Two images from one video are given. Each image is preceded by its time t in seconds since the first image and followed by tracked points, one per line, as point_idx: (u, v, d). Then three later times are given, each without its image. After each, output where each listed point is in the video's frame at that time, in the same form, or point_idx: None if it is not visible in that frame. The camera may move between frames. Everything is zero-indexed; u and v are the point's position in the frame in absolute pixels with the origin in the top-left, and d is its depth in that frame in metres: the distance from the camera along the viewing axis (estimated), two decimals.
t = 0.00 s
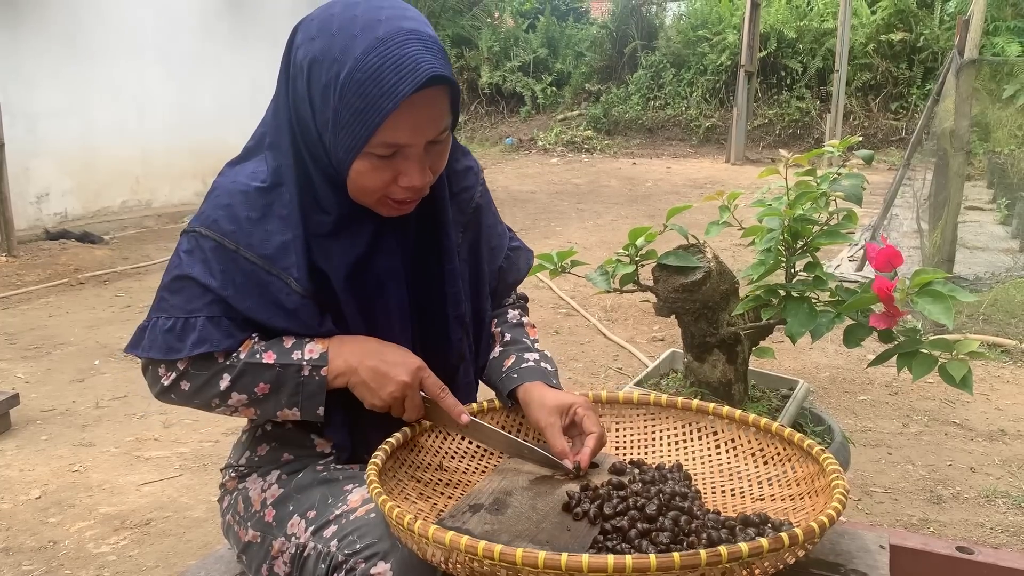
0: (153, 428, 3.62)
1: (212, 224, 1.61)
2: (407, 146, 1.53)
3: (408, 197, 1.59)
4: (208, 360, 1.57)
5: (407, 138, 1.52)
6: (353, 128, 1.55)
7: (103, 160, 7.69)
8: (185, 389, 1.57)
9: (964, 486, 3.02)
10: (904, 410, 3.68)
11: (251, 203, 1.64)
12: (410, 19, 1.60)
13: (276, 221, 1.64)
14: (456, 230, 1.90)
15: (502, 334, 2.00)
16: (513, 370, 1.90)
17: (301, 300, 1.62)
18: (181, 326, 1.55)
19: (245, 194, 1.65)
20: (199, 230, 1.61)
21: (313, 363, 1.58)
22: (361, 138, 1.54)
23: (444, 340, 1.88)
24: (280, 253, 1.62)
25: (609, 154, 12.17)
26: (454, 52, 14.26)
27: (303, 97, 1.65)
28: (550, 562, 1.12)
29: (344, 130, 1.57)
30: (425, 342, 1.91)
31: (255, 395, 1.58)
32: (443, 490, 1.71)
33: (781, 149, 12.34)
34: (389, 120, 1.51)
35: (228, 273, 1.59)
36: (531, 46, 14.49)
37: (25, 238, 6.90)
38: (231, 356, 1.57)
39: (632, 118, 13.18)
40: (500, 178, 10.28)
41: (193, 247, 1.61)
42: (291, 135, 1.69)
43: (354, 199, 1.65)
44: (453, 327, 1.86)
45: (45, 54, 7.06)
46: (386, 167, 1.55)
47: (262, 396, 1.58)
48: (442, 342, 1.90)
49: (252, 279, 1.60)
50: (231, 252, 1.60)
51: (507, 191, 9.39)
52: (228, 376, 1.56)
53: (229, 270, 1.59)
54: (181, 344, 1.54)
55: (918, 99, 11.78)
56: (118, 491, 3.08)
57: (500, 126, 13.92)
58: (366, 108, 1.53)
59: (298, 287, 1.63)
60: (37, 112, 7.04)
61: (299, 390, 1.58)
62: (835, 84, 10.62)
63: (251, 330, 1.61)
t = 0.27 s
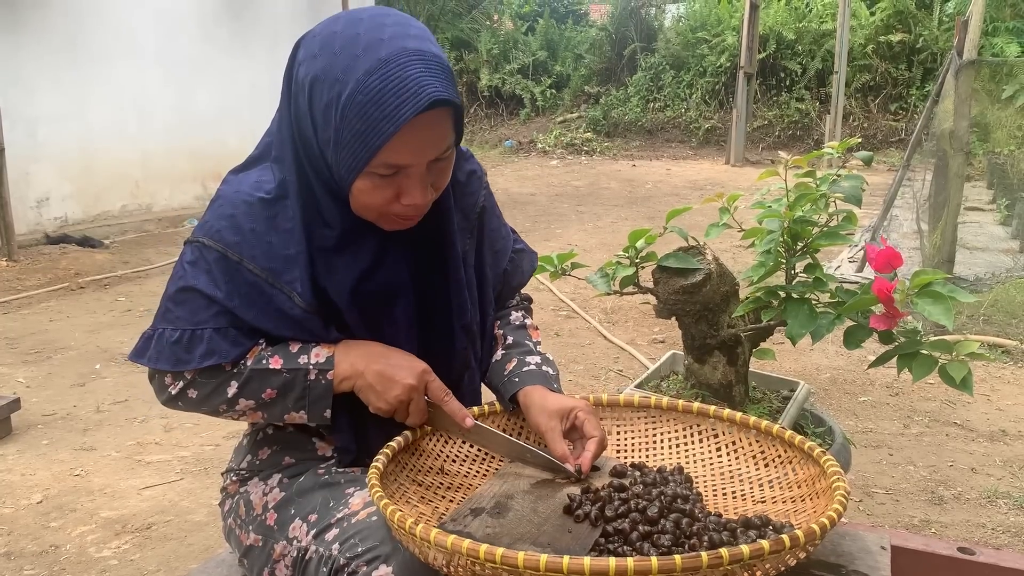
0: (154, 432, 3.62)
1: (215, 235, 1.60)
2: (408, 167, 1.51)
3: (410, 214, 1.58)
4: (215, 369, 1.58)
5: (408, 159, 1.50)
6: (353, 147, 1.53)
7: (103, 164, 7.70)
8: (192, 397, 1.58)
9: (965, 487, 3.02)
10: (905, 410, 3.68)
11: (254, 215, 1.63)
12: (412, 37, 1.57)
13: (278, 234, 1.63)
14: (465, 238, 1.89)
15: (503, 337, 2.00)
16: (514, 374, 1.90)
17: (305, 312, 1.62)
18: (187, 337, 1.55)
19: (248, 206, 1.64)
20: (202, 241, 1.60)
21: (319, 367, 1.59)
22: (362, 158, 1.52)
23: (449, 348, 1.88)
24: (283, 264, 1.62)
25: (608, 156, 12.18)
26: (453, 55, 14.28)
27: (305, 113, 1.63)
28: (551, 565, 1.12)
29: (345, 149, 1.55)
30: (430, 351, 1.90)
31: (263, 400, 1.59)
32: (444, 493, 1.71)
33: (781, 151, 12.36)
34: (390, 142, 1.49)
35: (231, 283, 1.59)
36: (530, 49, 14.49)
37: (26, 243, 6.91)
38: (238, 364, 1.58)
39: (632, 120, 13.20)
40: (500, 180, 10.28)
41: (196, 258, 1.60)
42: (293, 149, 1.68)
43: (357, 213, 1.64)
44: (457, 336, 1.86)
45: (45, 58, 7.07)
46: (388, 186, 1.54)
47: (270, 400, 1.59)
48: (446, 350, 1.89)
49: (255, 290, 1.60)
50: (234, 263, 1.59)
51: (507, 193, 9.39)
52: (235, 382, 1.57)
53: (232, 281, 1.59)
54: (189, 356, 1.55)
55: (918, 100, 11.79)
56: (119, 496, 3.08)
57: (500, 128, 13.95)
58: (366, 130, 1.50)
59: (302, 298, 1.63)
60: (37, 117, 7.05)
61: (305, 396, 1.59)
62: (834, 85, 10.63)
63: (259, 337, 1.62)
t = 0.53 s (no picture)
0: (155, 436, 3.62)
1: (218, 238, 1.61)
2: (407, 172, 1.51)
3: (410, 220, 1.57)
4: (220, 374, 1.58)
5: (406, 166, 1.49)
6: (351, 154, 1.52)
7: (104, 168, 7.72)
8: (197, 401, 1.58)
9: (966, 488, 3.02)
10: (906, 412, 3.68)
11: (254, 220, 1.64)
12: (411, 41, 1.55)
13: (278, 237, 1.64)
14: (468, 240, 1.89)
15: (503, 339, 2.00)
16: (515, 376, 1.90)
17: (307, 317, 1.63)
18: (193, 344, 1.55)
19: (249, 210, 1.65)
20: (204, 244, 1.61)
21: (323, 372, 1.58)
22: (359, 165, 1.52)
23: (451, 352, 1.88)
24: (284, 267, 1.63)
25: (608, 159, 12.19)
26: (454, 58, 14.31)
27: (304, 118, 1.63)
28: (552, 568, 1.12)
29: (343, 155, 1.54)
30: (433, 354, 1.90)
31: (267, 404, 1.59)
32: (445, 496, 1.71)
33: (782, 152, 12.36)
34: (389, 149, 1.48)
35: (234, 287, 1.59)
36: (530, 52, 14.49)
37: (27, 247, 6.93)
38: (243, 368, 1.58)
39: (632, 122, 13.22)
40: (501, 183, 10.29)
41: (199, 261, 1.60)
42: (294, 155, 1.68)
43: (357, 217, 1.64)
44: (458, 339, 1.87)
45: (45, 63, 7.07)
46: (387, 192, 1.54)
47: (274, 405, 1.59)
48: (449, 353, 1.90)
49: (257, 293, 1.61)
50: (237, 266, 1.60)
51: (507, 196, 9.40)
52: (239, 388, 1.58)
53: (234, 284, 1.59)
54: (194, 362, 1.55)
55: (918, 101, 11.80)
56: (120, 499, 3.09)
57: (500, 131, 13.98)
58: (364, 137, 1.49)
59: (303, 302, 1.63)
60: (37, 121, 7.06)
61: (310, 401, 1.59)
62: (834, 86, 10.64)
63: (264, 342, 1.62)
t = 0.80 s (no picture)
0: (156, 440, 3.62)
1: (210, 241, 1.59)
2: (388, 158, 1.51)
3: (395, 208, 1.58)
4: (215, 379, 1.58)
5: (387, 152, 1.50)
6: (333, 142, 1.53)
7: (105, 172, 7.73)
8: (194, 406, 1.58)
9: (968, 490, 3.01)
10: (907, 413, 3.67)
11: (244, 217, 1.62)
12: (387, 30, 1.58)
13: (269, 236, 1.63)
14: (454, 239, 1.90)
15: (508, 338, 2.01)
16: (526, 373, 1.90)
17: (302, 312, 1.62)
18: (187, 348, 1.55)
19: (239, 211, 1.63)
20: (198, 248, 1.60)
21: (316, 383, 1.58)
22: (342, 153, 1.53)
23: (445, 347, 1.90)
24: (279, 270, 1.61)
25: (609, 161, 12.20)
26: (454, 61, 14.34)
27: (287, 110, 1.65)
28: (552, 573, 1.12)
29: (325, 144, 1.56)
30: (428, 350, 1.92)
31: (263, 411, 1.59)
32: (446, 498, 1.71)
33: (782, 154, 12.36)
34: (370, 135, 1.49)
35: (229, 289, 1.58)
36: (530, 54, 14.49)
37: (28, 251, 6.94)
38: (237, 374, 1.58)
39: (632, 124, 13.24)
40: (501, 185, 10.30)
41: (193, 266, 1.59)
42: (280, 152, 1.69)
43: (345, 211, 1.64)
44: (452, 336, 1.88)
45: (46, 67, 7.08)
46: (370, 180, 1.54)
47: (269, 413, 1.60)
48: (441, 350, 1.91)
49: (253, 295, 1.59)
50: (229, 269, 1.59)
51: (507, 198, 9.40)
52: (234, 394, 1.58)
53: (229, 287, 1.58)
54: (190, 367, 1.55)
55: (918, 103, 11.80)
56: (122, 503, 3.09)
57: (500, 133, 14.01)
58: (344, 123, 1.51)
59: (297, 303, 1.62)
60: (38, 125, 7.07)
61: (301, 409, 1.59)
62: (834, 88, 10.64)
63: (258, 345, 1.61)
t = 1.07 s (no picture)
0: (156, 443, 3.62)
1: (182, 260, 1.61)
2: (359, 126, 1.55)
3: (370, 182, 1.59)
4: (171, 398, 1.58)
5: (356, 117, 1.54)
6: (303, 115, 1.57)
7: (104, 175, 7.73)
8: (159, 420, 1.60)
9: (968, 491, 3.01)
10: (908, 415, 3.67)
11: (209, 217, 1.64)
12: (347, 6, 1.63)
13: (235, 235, 1.63)
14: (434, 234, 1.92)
15: (515, 327, 2.00)
16: (540, 358, 1.89)
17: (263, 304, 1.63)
18: (148, 365, 1.56)
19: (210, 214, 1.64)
20: (175, 269, 1.60)
21: (245, 414, 1.52)
22: (312, 125, 1.56)
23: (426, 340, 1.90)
24: (237, 267, 1.61)
25: (609, 163, 12.21)
26: (454, 63, 14.37)
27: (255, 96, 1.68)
28: None
29: (295, 119, 1.59)
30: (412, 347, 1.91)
31: (209, 435, 1.57)
32: (446, 496, 1.72)
33: (782, 155, 12.42)
34: (338, 101, 1.53)
35: (191, 299, 1.59)
36: (530, 56, 14.50)
37: (28, 255, 6.94)
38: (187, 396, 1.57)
39: (632, 126, 13.26)
40: (501, 187, 10.31)
41: (166, 284, 1.60)
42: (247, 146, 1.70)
43: (316, 195, 1.66)
44: (436, 328, 1.88)
45: (46, 71, 7.09)
46: (342, 152, 1.57)
47: (215, 437, 1.56)
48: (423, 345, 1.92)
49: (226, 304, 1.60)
50: (196, 276, 1.60)
51: (508, 200, 9.40)
52: (184, 414, 1.57)
53: (202, 296, 1.59)
54: (147, 384, 1.56)
55: (917, 104, 11.80)
56: (122, 506, 3.09)
57: (500, 135, 14.05)
58: (310, 90, 1.54)
59: (263, 301, 1.63)
60: (38, 128, 7.08)
61: (237, 436, 1.54)
62: (834, 90, 10.65)
63: (213, 363, 1.60)
